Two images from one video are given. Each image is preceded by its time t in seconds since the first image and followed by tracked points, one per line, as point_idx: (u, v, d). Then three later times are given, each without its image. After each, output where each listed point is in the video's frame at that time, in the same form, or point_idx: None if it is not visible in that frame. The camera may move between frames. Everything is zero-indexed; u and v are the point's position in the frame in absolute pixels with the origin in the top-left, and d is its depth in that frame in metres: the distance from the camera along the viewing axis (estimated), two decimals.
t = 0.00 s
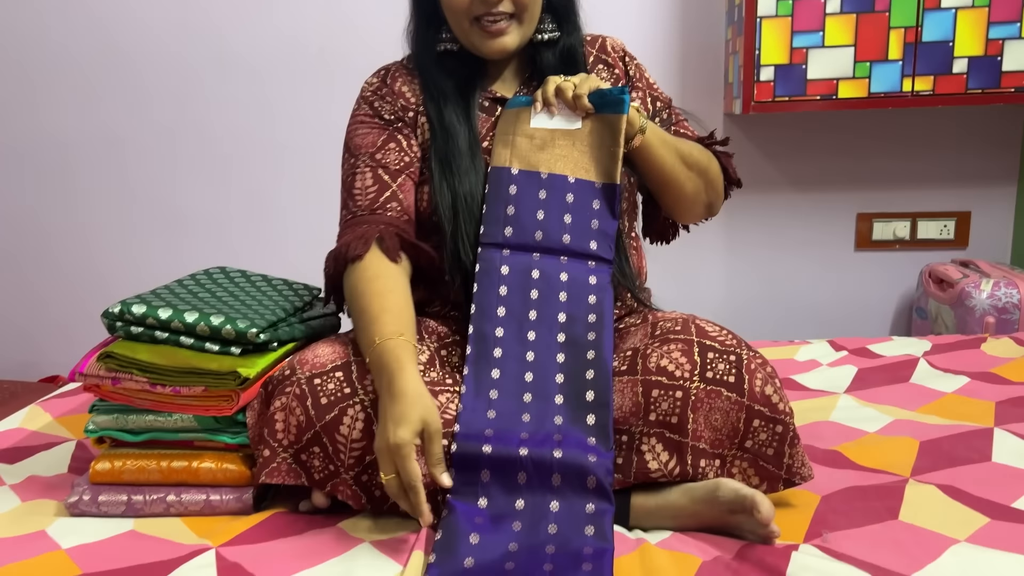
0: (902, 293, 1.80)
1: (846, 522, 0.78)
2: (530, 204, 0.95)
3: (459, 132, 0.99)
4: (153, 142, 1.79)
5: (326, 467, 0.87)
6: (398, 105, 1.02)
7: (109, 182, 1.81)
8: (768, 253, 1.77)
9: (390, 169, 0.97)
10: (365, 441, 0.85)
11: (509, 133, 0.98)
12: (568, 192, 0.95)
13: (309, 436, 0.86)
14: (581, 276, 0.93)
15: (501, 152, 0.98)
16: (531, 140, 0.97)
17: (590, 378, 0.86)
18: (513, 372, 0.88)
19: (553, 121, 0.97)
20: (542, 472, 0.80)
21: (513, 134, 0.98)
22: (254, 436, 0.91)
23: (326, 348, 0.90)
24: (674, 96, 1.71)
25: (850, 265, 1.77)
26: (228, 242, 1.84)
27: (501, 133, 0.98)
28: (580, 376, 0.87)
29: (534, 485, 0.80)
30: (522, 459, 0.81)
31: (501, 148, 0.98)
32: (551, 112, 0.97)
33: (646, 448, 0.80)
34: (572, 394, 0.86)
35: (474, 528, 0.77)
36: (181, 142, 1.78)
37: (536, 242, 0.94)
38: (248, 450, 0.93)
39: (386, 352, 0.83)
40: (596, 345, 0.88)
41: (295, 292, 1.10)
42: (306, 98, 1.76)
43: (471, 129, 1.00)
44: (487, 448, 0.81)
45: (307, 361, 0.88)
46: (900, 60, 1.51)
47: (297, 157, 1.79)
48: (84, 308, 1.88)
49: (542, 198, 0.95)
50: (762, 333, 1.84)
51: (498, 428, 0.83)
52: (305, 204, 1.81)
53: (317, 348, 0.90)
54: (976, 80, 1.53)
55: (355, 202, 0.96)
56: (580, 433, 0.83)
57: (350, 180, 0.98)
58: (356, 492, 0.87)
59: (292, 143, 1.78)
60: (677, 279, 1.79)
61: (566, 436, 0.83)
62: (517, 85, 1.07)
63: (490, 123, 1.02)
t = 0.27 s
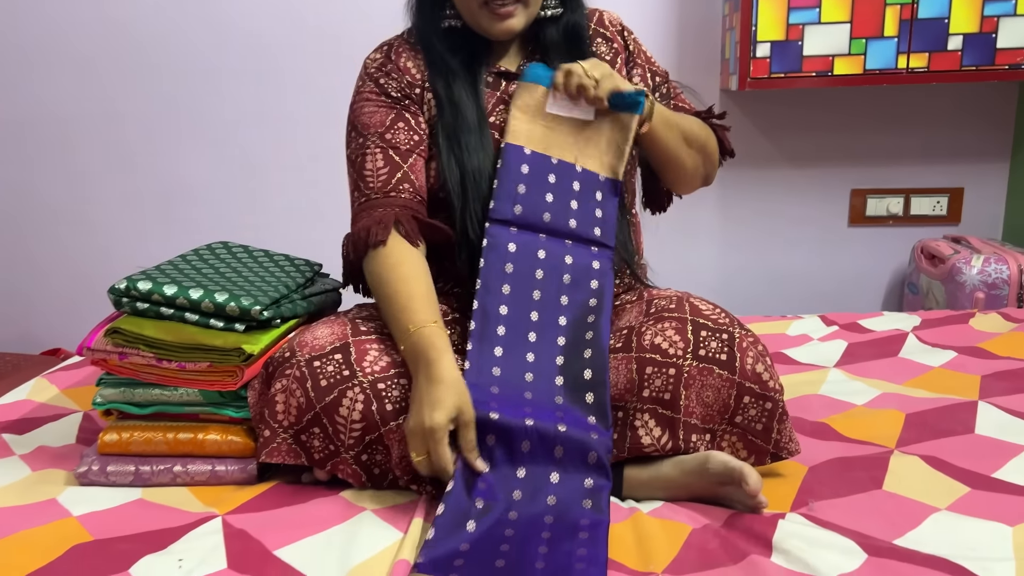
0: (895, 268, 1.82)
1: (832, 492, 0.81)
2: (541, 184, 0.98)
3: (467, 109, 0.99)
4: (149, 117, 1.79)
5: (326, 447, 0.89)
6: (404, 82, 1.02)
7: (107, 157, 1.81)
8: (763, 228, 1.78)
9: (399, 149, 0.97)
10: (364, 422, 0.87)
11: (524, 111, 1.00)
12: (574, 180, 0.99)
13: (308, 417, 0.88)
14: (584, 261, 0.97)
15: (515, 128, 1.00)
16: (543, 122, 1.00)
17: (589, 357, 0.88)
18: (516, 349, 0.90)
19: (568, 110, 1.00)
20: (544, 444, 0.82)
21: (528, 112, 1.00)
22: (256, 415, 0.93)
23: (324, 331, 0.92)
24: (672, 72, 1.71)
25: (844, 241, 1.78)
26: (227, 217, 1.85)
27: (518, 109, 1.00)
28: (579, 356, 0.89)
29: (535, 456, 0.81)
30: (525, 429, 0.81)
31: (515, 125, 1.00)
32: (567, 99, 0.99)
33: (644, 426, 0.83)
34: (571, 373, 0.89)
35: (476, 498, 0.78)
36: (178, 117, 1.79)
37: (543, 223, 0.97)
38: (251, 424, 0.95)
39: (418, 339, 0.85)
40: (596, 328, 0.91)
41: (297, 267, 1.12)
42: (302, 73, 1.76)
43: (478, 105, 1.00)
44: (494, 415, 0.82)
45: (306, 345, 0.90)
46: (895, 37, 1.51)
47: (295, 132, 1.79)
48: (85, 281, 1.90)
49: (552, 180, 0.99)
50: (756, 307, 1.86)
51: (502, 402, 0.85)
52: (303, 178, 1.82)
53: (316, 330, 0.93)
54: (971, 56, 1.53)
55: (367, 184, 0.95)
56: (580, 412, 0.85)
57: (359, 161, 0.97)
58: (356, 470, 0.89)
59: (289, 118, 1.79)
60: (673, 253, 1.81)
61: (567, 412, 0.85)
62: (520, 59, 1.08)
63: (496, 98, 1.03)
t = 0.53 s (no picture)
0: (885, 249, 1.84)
1: (811, 466, 0.84)
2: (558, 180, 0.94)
3: (462, 94, 1.00)
4: (146, 95, 1.80)
5: (327, 419, 0.93)
6: (397, 63, 1.04)
7: (104, 135, 1.82)
8: (755, 209, 1.81)
9: (379, 133, 1.00)
10: (365, 394, 0.90)
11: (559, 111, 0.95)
12: (585, 179, 0.97)
13: (310, 390, 0.92)
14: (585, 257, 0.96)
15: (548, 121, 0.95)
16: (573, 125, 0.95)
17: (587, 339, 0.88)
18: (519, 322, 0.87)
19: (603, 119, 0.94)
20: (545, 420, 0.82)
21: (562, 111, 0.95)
22: (259, 389, 0.96)
23: (325, 306, 0.95)
24: (666, 55, 1.72)
25: (834, 221, 1.81)
26: (224, 195, 1.86)
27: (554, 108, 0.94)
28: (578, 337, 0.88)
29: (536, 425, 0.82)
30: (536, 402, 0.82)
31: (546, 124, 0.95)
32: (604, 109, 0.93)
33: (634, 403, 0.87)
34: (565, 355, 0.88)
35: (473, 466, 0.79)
36: (175, 96, 1.79)
37: (552, 212, 0.94)
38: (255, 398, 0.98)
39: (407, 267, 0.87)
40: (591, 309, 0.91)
41: (297, 247, 1.14)
42: (298, 52, 1.77)
43: (476, 90, 1.02)
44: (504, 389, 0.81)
45: (308, 320, 0.93)
46: (886, 21, 1.52)
47: (291, 113, 1.81)
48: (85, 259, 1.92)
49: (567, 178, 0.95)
50: (748, 286, 1.89)
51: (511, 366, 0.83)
52: (300, 159, 1.84)
53: (318, 306, 0.95)
54: (961, 40, 1.54)
55: (346, 166, 0.99)
56: (572, 395, 0.86)
57: (345, 142, 1.01)
58: (356, 441, 0.92)
59: (285, 97, 1.80)
60: (666, 233, 1.83)
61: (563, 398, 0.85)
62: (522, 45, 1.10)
63: (494, 81, 1.05)
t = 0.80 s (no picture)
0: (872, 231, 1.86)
1: (789, 444, 0.87)
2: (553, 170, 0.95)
3: (456, 75, 1.02)
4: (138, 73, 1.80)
5: (319, 393, 0.95)
6: (395, 39, 1.04)
7: (96, 112, 1.82)
8: (744, 191, 1.82)
9: (381, 104, 1.01)
10: (356, 369, 0.92)
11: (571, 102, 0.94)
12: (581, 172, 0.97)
13: (303, 364, 0.94)
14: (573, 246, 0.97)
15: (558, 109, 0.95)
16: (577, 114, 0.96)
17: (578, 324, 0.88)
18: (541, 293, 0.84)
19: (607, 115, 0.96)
20: (548, 392, 0.83)
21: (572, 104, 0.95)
22: (254, 364, 0.98)
23: (318, 284, 0.97)
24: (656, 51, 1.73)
25: (822, 204, 1.83)
26: (216, 174, 1.87)
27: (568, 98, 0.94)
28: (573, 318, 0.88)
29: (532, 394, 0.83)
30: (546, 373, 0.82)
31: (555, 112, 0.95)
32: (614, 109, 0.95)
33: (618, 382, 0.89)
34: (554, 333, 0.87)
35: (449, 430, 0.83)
36: (166, 74, 1.79)
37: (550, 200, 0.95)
38: (248, 376, 1.00)
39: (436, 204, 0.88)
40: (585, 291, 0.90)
41: (288, 227, 1.15)
42: (290, 30, 1.76)
43: (470, 70, 1.03)
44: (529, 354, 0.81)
45: (301, 298, 0.95)
46: (875, 4, 1.53)
47: (282, 92, 1.81)
48: (76, 237, 1.92)
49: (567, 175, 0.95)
50: (736, 268, 1.91)
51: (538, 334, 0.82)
52: (289, 139, 1.84)
53: (310, 284, 0.97)
54: (948, 25, 1.55)
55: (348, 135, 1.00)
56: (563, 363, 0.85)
57: (345, 114, 1.02)
58: (347, 415, 0.94)
59: (277, 77, 1.80)
60: (656, 214, 1.85)
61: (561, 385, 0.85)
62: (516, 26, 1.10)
63: (488, 61, 1.05)
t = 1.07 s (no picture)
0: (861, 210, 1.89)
1: (776, 413, 0.89)
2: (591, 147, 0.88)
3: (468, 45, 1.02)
4: (133, 47, 1.80)
5: (319, 357, 0.97)
6: None
7: (91, 86, 1.83)
8: (736, 169, 1.84)
9: (428, 60, 0.99)
10: (356, 335, 0.94)
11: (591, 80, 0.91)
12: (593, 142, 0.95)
13: (304, 329, 0.96)
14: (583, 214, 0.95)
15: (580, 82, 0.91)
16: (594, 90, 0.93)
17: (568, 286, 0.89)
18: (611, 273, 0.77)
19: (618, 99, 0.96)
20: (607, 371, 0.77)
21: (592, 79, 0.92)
22: (255, 330, 1.01)
23: (318, 252, 0.99)
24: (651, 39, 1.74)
25: (812, 182, 1.85)
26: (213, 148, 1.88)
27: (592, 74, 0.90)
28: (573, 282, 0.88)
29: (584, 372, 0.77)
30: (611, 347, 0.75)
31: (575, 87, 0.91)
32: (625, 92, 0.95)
33: (611, 351, 0.92)
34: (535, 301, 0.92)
35: (447, 405, 0.88)
36: (163, 48, 1.80)
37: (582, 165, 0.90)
38: (249, 345, 1.03)
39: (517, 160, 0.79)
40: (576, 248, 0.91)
41: (287, 200, 1.17)
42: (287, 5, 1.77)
43: (479, 40, 1.03)
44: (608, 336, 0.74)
45: (302, 265, 0.97)
46: None
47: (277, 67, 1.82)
48: (72, 211, 1.93)
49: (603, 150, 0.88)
50: (728, 245, 1.93)
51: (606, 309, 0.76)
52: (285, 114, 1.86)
53: (311, 252, 0.99)
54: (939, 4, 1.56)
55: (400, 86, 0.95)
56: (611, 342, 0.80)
57: (388, 66, 0.97)
58: (346, 379, 0.96)
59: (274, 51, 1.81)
60: (649, 192, 1.87)
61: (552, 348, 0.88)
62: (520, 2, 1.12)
63: (496, 34, 1.07)
